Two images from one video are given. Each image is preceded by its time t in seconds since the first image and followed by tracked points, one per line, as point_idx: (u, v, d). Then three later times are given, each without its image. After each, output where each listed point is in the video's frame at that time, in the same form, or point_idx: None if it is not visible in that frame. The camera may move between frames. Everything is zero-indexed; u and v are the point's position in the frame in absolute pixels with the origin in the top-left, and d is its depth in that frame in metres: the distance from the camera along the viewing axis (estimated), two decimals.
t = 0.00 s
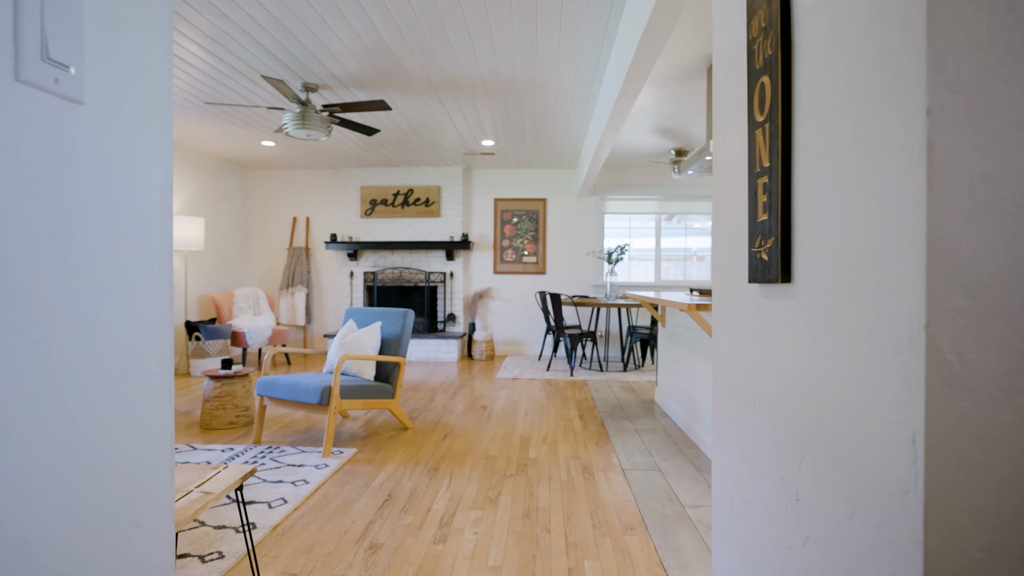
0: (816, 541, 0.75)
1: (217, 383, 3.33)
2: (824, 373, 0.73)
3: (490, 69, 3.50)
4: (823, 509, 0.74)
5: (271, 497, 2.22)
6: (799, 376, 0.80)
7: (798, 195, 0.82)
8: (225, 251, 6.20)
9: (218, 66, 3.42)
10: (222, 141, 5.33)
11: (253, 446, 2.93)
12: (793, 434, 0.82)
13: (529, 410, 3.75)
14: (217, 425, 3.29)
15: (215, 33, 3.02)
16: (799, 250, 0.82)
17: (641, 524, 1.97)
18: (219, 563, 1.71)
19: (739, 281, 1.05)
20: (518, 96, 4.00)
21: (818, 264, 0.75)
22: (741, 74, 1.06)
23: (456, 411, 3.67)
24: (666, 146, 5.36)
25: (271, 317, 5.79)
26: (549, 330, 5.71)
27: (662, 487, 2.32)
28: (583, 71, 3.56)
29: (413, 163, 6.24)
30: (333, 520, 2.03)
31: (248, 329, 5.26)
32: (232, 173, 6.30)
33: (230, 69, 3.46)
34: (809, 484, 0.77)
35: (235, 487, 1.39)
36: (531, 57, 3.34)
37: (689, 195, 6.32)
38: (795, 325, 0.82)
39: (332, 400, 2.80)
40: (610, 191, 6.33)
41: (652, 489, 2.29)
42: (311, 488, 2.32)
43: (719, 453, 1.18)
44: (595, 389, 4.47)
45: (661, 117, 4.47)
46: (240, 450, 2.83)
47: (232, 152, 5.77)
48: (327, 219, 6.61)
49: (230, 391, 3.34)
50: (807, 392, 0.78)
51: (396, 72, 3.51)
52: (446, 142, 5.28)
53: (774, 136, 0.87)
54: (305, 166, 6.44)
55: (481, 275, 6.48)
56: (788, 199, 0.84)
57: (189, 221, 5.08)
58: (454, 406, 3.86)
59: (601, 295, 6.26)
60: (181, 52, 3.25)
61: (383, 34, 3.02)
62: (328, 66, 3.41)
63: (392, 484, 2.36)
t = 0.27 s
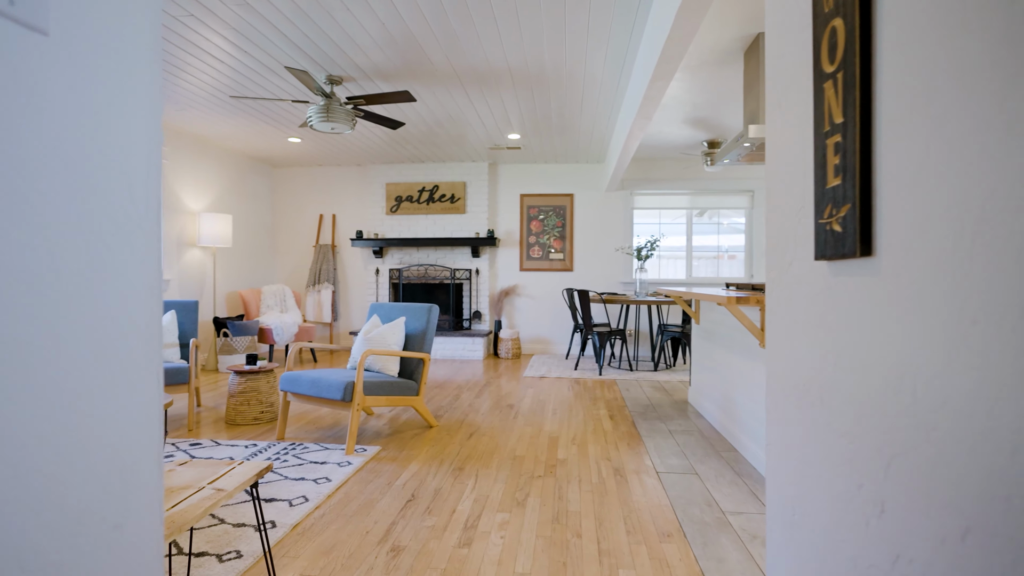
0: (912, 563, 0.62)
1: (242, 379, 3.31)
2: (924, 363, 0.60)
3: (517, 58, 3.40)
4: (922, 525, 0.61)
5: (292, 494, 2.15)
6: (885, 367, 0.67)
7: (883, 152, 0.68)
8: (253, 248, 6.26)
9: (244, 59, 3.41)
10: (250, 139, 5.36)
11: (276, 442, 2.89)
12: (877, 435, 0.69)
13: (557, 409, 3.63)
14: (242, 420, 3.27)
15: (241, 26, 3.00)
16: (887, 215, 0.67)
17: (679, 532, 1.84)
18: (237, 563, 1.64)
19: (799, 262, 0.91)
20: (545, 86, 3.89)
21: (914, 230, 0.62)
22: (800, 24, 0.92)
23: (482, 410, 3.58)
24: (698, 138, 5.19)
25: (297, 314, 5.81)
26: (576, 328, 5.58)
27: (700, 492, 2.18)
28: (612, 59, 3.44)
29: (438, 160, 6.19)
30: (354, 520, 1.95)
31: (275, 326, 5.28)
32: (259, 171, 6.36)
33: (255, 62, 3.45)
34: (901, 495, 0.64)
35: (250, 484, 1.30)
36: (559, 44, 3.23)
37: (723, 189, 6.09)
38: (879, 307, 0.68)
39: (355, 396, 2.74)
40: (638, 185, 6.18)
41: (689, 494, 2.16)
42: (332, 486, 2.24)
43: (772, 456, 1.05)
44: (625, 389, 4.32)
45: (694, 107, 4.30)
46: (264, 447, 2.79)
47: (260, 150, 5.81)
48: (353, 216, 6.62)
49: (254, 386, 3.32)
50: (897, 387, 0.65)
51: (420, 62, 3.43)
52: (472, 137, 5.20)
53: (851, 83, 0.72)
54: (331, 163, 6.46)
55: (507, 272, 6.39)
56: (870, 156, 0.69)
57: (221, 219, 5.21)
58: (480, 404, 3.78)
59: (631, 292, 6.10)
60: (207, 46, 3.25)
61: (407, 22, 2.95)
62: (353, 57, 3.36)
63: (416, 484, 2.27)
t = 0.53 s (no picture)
0: None
1: (270, 374, 3.30)
2: None
3: (546, 46, 3.30)
4: None
5: (316, 492, 2.10)
6: (992, 364, 0.55)
7: (993, 102, 0.55)
8: (284, 245, 6.32)
9: (271, 54, 3.40)
10: (280, 136, 5.40)
11: (303, 438, 2.86)
12: (981, 446, 0.57)
13: (587, 409, 3.52)
14: (269, 416, 3.26)
15: (268, 18, 2.97)
16: (997, 180, 0.55)
17: (720, 541, 1.72)
18: (258, 563, 1.58)
19: (871, 244, 0.80)
20: (575, 75, 3.78)
21: None
22: None
23: (510, 409, 3.50)
24: (733, 129, 5.00)
25: (326, 311, 5.83)
26: (607, 327, 5.45)
27: (742, 499, 2.04)
28: (646, 46, 3.29)
29: (466, 156, 6.14)
30: (379, 521, 1.88)
31: (304, 323, 5.31)
32: (290, 169, 6.42)
33: (283, 57, 3.44)
34: (1016, 519, 0.52)
35: (267, 483, 1.23)
36: (589, 31, 3.11)
37: (760, 182, 5.86)
38: (985, 291, 0.56)
39: (381, 393, 2.68)
40: (671, 180, 6.01)
41: (730, 501, 2.03)
42: (357, 485, 2.19)
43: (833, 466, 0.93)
44: (658, 389, 4.19)
45: (730, 95, 4.12)
46: (290, 443, 2.76)
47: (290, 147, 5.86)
48: (381, 213, 6.62)
49: (281, 382, 3.31)
50: (1012, 389, 0.53)
51: (447, 52, 3.36)
52: (500, 131, 5.13)
53: (949, 24, 0.60)
54: (360, 160, 6.47)
55: (536, 270, 6.29)
56: (974, 110, 0.57)
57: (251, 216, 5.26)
58: (508, 403, 3.69)
59: (663, 290, 5.93)
60: (236, 40, 3.25)
61: (433, 10, 2.87)
62: (379, 49, 3.32)
63: (442, 485, 2.19)
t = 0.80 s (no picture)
0: None
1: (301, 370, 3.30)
2: None
3: (579, 35, 3.20)
4: None
5: (345, 490, 2.06)
6: None
7: None
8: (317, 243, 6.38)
9: (306, 51, 3.42)
10: (313, 135, 5.44)
11: (333, 435, 2.84)
12: None
13: (622, 410, 3.41)
14: (301, 412, 3.26)
15: (301, 13, 2.96)
16: None
17: (769, 553, 1.60)
18: (285, 561, 1.54)
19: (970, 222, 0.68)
20: (609, 65, 3.67)
21: None
22: None
23: (542, 409, 3.42)
24: (775, 120, 4.80)
25: (359, 309, 5.86)
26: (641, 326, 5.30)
27: (790, 507, 1.91)
28: (684, 33, 3.16)
29: (497, 152, 6.08)
30: (407, 521, 1.83)
31: (337, 320, 5.33)
32: (323, 168, 6.48)
33: (315, 53, 3.44)
34: None
35: (290, 481, 1.18)
36: (624, 18, 3.00)
37: (803, 175, 5.62)
38: None
39: (411, 390, 2.63)
40: (707, 174, 5.82)
41: (777, 509, 1.90)
42: (386, 483, 2.14)
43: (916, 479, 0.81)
44: (696, 390, 4.04)
45: (772, 83, 3.95)
46: (320, 439, 2.74)
47: (323, 146, 5.91)
48: (412, 211, 6.62)
49: (313, 377, 3.31)
50: None
51: (478, 43, 3.30)
52: (531, 125, 5.04)
53: None
54: (392, 158, 6.49)
55: (568, 267, 6.19)
56: None
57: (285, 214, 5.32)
58: (539, 403, 3.61)
59: (700, 288, 5.74)
60: (272, 38, 3.27)
61: None
62: (410, 42, 3.28)
63: (472, 485, 2.13)
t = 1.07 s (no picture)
0: None
1: (337, 366, 3.31)
2: None
3: (617, 23, 3.10)
4: None
5: (378, 487, 2.02)
6: None
7: None
8: (354, 241, 6.46)
9: (343, 48, 3.42)
10: (349, 133, 5.48)
11: (367, 431, 2.82)
12: None
13: (661, 410, 3.29)
14: (336, 408, 3.26)
15: (337, 9, 2.96)
16: None
17: (827, 567, 1.47)
18: (316, 559, 1.50)
19: None
20: (648, 55, 3.55)
21: None
22: None
23: (578, 408, 3.32)
24: (824, 110, 4.58)
25: (394, 307, 5.88)
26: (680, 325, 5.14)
27: (849, 518, 1.77)
28: (727, 18, 3.02)
29: (532, 149, 6.01)
30: (441, 520, 1.77)
31: (372, 317, 5.36)
32: (360, 167, 6.54)
33: (351, 49, 3.44)
34: None
35: (320, 476, 1.13)
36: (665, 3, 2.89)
37: (854, 168, 5.34)
38: None
39: (445, 387, 2.59)
40: (751, 168, 5.60)
41: (836, 520, 1.76)
42: (419, 481, 2.09)
43: None
44: (739, 391, 3.87)
45: (823, 70, 3.74)
46: (354, 435, 2.73)
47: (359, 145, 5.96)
48: (447, 209, 6.62)
49: (348, 373, 3.31)
50: None
51: (513, 34, 3.23)
52: (567, 120, 4.95)
53: None
54: (427, 157, 6.50)
55: (604, 265, 6.07)
56: None
57: (322, 212, 5.38)
58: (575, 402, 3.52)
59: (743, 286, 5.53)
60: (311, 37, 3.29)
61: None
62: (444, 35, 3.25)
63: (507, 485, 2.06)
